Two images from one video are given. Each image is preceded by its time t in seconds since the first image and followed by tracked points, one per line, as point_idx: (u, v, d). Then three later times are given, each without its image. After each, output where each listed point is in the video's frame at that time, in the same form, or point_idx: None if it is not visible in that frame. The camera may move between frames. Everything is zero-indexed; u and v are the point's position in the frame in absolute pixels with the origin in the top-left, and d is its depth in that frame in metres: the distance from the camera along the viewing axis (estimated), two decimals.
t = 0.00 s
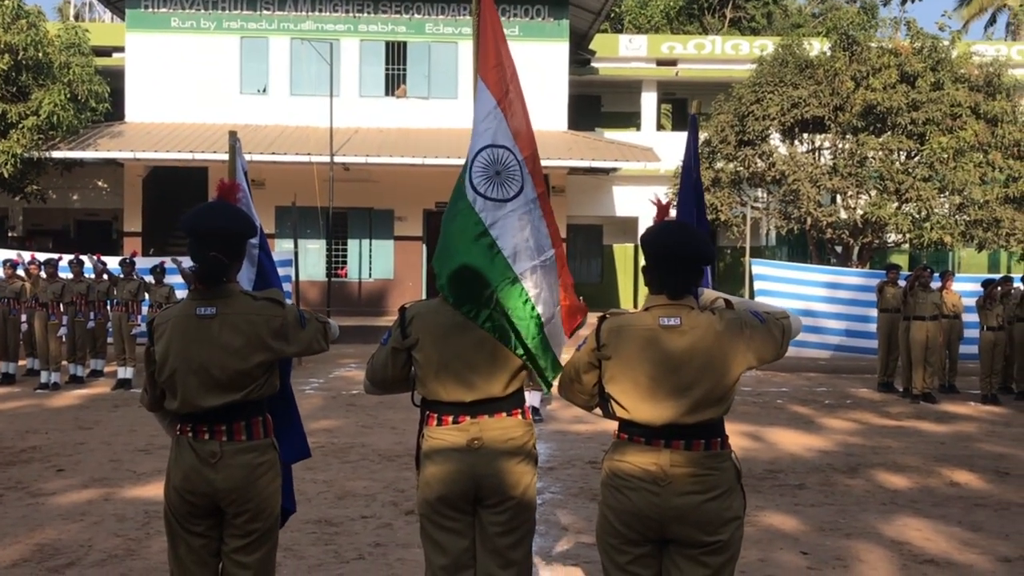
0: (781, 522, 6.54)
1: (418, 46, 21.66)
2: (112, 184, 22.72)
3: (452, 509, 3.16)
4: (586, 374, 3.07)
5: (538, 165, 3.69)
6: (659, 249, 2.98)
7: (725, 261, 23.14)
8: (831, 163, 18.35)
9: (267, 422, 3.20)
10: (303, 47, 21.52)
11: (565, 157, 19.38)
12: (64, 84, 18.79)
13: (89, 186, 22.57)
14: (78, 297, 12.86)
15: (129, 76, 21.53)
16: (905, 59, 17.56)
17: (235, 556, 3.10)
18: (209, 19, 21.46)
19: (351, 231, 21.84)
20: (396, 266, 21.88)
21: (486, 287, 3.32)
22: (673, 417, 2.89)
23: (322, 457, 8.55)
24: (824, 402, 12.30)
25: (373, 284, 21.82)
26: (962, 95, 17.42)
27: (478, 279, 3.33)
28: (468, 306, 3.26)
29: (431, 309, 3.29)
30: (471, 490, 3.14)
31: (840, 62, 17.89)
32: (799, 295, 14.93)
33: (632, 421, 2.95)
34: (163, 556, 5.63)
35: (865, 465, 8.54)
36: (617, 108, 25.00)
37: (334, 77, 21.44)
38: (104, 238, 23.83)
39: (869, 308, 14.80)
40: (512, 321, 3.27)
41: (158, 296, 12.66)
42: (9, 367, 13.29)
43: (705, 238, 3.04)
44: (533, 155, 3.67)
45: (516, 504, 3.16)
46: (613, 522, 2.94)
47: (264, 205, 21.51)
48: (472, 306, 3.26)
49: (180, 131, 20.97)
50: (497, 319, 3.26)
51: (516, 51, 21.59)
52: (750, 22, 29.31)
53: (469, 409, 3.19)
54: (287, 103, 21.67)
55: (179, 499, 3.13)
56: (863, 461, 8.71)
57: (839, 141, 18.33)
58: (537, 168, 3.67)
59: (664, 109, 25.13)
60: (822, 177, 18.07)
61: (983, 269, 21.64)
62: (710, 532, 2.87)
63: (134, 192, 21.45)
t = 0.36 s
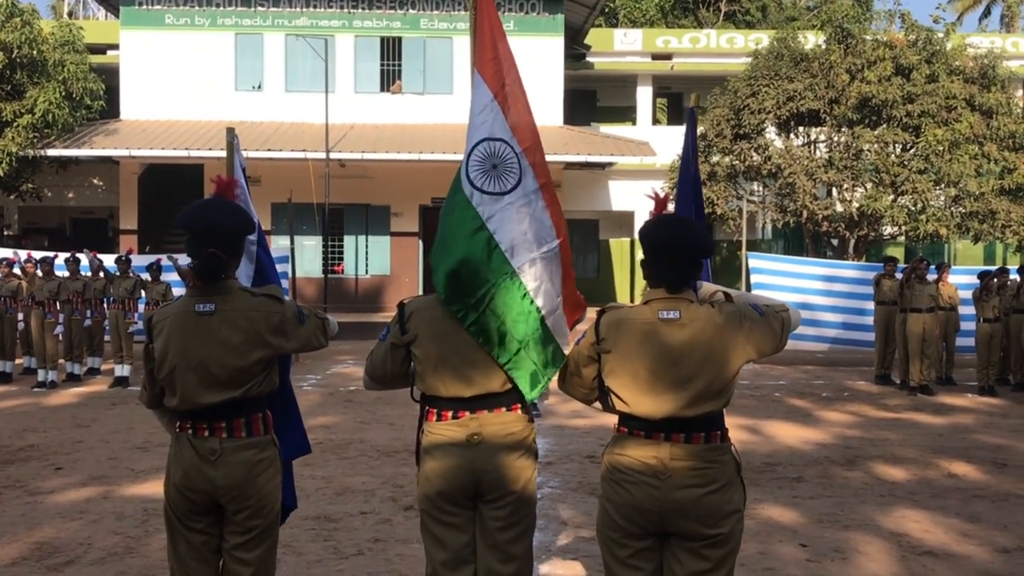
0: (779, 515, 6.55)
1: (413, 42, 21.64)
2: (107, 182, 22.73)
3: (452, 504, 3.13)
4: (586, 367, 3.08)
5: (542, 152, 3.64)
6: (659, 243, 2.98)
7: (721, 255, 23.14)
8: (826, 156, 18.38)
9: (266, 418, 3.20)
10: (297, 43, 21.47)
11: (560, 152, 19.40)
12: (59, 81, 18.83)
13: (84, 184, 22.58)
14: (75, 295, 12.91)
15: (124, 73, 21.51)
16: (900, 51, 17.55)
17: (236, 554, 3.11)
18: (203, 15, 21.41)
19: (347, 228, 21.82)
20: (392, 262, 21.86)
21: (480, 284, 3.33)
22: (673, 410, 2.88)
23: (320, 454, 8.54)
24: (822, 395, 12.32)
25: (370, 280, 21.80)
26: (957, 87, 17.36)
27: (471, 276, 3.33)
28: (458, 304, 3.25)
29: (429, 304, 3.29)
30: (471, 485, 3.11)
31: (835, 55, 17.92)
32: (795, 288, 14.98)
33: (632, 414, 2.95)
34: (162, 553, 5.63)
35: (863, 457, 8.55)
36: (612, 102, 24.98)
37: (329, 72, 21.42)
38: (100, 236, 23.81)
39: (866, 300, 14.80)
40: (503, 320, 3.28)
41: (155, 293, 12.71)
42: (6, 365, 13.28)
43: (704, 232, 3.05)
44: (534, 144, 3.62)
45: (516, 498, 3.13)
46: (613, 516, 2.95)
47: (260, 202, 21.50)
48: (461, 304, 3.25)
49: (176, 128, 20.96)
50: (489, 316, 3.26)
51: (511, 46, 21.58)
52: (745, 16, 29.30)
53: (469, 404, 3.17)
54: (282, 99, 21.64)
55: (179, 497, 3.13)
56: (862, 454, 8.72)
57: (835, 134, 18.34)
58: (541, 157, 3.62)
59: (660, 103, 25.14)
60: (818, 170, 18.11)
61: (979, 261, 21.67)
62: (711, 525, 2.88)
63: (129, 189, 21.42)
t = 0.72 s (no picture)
0: (780, 510, 6.56)
1: (410, 39, 21.65)
2: (106, 181, 22.83)
3: (454, 500, 3.14)
4: (586, 364, 3.09)
5: (551, 144, 3.46)
6: (659, 239, 2.99)
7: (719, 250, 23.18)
8: (824, 151, 18.39)
9: (268, 416, 3.22)
10: (295, 41, 21.48)
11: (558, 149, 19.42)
12: (57, 81, 18.85)
13: (83, 184, 22.64)
14: (74, 294, 12.92)
15: (121, 71, 21.51)
16: (897, 47, 17.56)
17: (239, 552, 3.12)
18: (200, 14, 21.38)
19: (345, 226, 21.84)
20: (391, 259, 21.90)
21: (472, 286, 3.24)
22: (675, 406, 2.89)
23: (320, 451, 8.55)
24: (821, 390, 12.35)
25: (368, 278, 21.83)
26: (954, 82, 17.35)
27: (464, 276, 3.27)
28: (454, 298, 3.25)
29: (431, 301, 3.30)
30: (473, 481, 3.12)
31: (832, 51, 17.92)
32: (793, 283, 14.99)
33: (633, 410, 2.96)
34: (165, 552, 5.64)
35: (862, 452, 8.57)
36: (610, 99, 24.98)
37: (326, 70, 21.43)
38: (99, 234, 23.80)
39: (865, 295, 14.84)
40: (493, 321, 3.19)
41: (153, 291, 12.73)
42: (6, 365, 13.30)
43: (703, 227, 3.07)
44: (540, 139, 3.46)
45: (519, 495, 3.14)
46: (614, 511, 2.96)
47: (259, 200, 21.53)
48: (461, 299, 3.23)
49: (174, 126, 20.99)
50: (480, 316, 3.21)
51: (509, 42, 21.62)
52: (742, 11, 29.32)
53: (471, 401, 3.17)
54: (279, 97, 21.67)
55: (182, 496, 3.13)
56: (861, 448, 8.74)
57: (832, 129, 18.34)
58: (546, 149, 3.44)
59: (657, 99, 25.13)
60: (816, 165, 18.13)
61: (977, 255, 21.72)
62: (712, 520, 2.89)
63: (127, 188, 21.43)
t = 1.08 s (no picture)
0: (785, 504, 6.58)
1: (411, 38, 21.68)
2: (108, 183, 22.99)
3: (463, 497, 3.13)
4: (593, 361, 3.11)
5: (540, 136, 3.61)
6: (662, 236, 3.00)
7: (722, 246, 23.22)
8: (825, 146, 18.41)
9: (277, 416, 3.24)
10: (295, 41, 21.52)
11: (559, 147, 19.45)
12: (58, 83, 18.89)
13: (85, 186, 22.80)
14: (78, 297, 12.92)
15: (122, 74, 21.56)
16: (897, 41, 17.61)
17: (250, 550, 3.15)
18: (201, 16, 21.42)
19: (348, 225, 21.87)
20: (393, 259, 21.94)
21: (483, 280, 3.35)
22: (681, 402, 2.92)
23: (326, 451, 8.58)
24: (824, 384, 12.37)
25: (371, 277, 21.87)
26: (955, 76, 17.37)
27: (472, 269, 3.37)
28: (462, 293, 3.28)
29: (439, 299, 3.29)
30: (482, 478, 3.11)
31: (832, 45, 17.93)
32: (795, 278, 15.02)
33: (640, 407, 2.98)
34: (174, 552, 5.67)
35: (866, 446, 8.59)
36: (610, 96, 25.00)
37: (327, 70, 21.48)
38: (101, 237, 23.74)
39: (867, 289, 14.78)
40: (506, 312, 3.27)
41: (158, 292, 12.95)
42: (12, 368, 13.35)
43: (707, 224, 3.08)
44: (532, 129, 3.62)
45: (527, 491, 3.12)
46: (622, 508, 2.99)
47: (261, 201, 21.59)
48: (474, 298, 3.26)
49: (176, 128, 21.04)
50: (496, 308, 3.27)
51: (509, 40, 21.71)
52: (741, 7, 29.34)
53: (479, 398, 3.17)
54: (280, 97, 21.71)
55: (192, 496, 3.16)
56: (865, 442, 8.76)
57: (833, 124, 18.38)
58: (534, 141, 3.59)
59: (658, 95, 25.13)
60: (817, 160, 18.15)
61: (979, 248, 21.72)
62: (720, 515, 2.91)
63: (130, 190, 21.46)
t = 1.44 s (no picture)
0: (801, 497, 6.58)
1: (419, 34, 21.65)
2: (120, 182, 23.18)
3: (485, 492, 3.14)
4: (614, 355, 3.10)
5: (544, 137, 3.49)
6: (680, 230, 3.02)
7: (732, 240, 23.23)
8: (836, 138, 18.35)
9: (298, 413, 3.25)
10: (304, 39, 21.53)
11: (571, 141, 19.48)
12: (68, 83, 18.93)
13: (97, 184, 23.09)
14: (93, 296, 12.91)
15: (132, 73, 21.64)
16: (907, 31, 17.49)
17: (273, 547, 3.16)
18: (210, 13, 21.41)
19: (358, 222, 21.89)
20: (404, 255, 21.95)
21: (477, 275, 3.34)
22: (702, 395, 2.92)
23: (341, 447, 8.61)
24: (837, 376, 12.35)
25: (381, 274, 21.90)
26: (966, 66, 17.30)
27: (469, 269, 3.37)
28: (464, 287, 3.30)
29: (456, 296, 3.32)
30: (504, 472, 3.11)
31: (842, 37, 17.87)
32: (808, 271, 14.99)
33: (662, 401, 2.98)
34: (193, 549, 5.70)
35: (882, 438, 8.57)
36: (619, 89, 24.99)
37: (336, 66, 21.48)
38: (111, 236, 23.77)
39: (879, 282, 14.80)
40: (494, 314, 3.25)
41: (171, 291, 13.45)
42: (27, 367, 13.43)
43: (727, 216, 3.07)
44: (535, 127, 3.50)
45: (549, 486, 3.13)
46: (645, 503, 3.00)
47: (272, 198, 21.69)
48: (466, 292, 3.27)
49: (186, 126, 21.10)
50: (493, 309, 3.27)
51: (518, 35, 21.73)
52: None
53: (499, 394, 3.18)
54: (289, 94, 21.75)
55: (215, 493, 3.17)
56: (880, 434, 8.75)
57: (844, 116, 18.29)
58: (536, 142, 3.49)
59: (667, 89, 25.09)
60: (827, 152, 18.09)
61: (990, 239, 21.65)
62: (743, 509, 2.92)
63: (141, 189, 21.52)
